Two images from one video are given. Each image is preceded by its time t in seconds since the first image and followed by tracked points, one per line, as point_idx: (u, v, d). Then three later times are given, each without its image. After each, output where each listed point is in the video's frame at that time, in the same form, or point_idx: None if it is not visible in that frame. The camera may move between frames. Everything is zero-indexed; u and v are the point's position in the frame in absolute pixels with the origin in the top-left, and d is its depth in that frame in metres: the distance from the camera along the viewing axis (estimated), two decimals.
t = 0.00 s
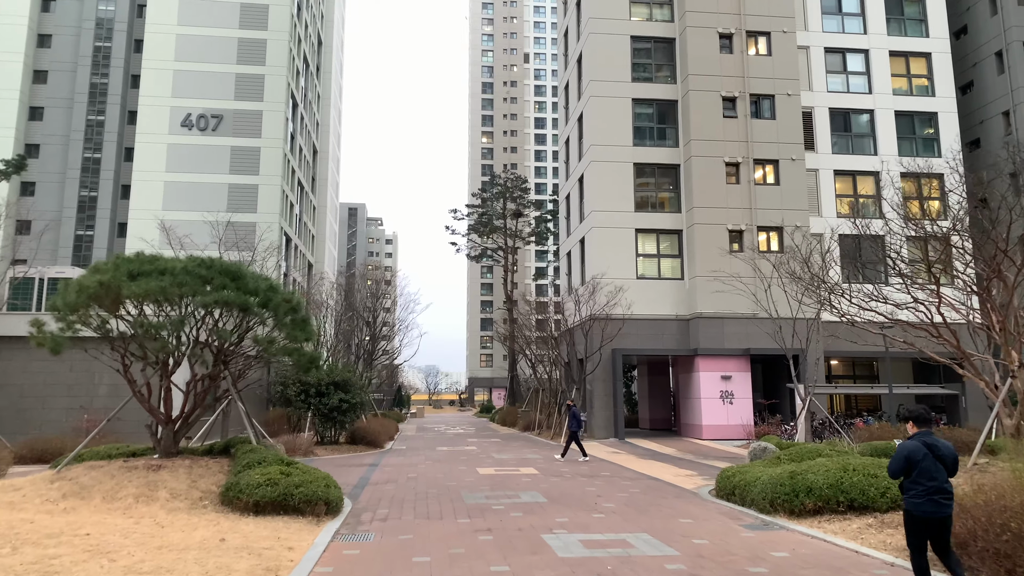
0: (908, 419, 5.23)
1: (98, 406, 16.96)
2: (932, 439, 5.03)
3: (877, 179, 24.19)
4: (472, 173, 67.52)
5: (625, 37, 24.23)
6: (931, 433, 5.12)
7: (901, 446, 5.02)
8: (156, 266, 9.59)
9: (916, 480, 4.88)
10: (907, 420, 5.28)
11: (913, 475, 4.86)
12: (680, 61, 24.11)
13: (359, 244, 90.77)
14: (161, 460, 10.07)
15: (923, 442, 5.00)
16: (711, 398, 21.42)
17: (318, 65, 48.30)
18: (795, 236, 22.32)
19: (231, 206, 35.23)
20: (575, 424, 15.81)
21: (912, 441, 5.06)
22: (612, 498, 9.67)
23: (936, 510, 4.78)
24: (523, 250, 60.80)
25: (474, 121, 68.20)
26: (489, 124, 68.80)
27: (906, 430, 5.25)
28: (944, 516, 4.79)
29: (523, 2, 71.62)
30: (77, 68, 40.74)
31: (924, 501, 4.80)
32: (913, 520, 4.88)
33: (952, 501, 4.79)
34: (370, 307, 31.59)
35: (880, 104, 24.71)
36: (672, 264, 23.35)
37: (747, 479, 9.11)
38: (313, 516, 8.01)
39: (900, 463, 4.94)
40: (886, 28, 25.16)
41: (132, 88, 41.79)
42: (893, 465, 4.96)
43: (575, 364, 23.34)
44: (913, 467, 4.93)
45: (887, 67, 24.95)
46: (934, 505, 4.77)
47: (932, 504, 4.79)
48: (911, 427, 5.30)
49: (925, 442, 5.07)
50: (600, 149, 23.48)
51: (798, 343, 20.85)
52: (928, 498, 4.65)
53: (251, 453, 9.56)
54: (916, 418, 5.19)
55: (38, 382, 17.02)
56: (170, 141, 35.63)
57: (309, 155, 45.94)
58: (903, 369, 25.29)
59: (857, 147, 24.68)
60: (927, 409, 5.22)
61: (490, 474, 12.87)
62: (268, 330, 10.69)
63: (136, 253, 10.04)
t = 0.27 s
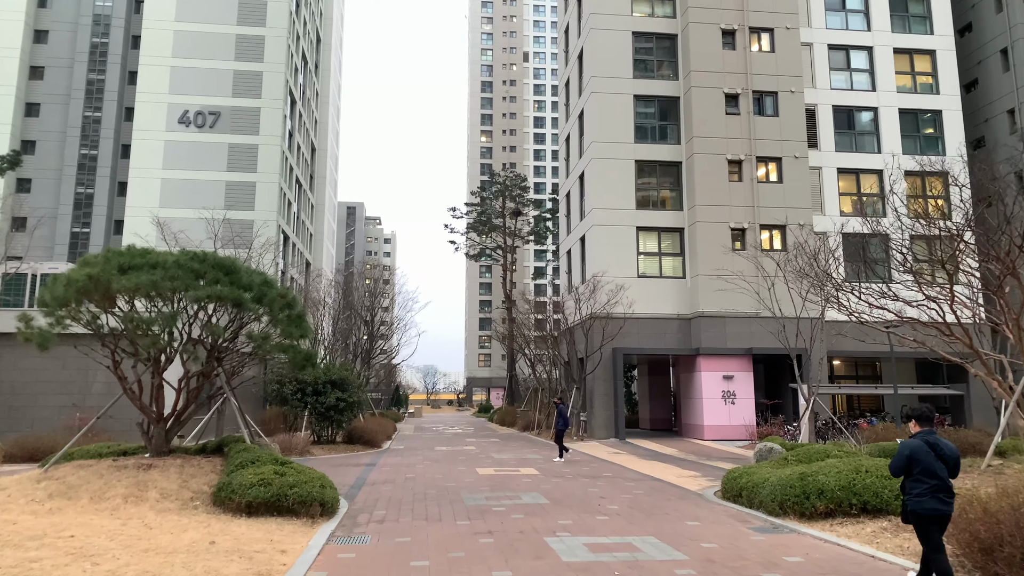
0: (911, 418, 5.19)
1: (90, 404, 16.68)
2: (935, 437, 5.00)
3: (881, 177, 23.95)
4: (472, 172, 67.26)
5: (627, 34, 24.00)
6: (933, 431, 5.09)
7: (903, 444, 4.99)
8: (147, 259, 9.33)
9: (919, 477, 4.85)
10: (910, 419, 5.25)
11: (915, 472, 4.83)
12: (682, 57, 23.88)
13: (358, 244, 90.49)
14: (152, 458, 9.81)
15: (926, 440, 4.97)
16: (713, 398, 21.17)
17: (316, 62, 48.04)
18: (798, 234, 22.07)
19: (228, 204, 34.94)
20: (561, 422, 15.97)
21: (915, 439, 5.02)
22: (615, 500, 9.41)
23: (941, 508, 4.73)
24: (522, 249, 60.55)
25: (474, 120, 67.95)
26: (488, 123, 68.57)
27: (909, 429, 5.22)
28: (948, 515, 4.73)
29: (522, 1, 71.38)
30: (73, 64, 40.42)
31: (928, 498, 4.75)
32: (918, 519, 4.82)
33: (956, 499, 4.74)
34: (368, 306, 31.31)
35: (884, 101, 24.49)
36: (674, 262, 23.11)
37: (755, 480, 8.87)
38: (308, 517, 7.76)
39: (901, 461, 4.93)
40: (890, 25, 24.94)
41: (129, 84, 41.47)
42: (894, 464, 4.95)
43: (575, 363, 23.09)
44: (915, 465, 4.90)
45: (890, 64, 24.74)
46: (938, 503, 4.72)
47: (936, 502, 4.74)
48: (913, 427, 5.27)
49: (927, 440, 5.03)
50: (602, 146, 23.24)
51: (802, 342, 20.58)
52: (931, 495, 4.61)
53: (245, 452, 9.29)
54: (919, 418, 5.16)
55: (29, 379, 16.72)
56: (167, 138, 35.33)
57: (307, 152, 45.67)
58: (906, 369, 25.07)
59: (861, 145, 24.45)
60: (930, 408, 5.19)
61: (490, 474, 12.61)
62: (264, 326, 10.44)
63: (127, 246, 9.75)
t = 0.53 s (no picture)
0: (917, 417, 5.06)
1: (86, 407, 16.44)
2: (941, 438, 4.89)
3: (885, 174, 23.69)
4: (472, 172, 67.05)
5: (628, 30, 23.75)
6: (939, 432, 4.97)
7: (909, 444, 4.86)
8: (140, 258, 9.09)
9: (924, 478, 4.72)
10: (916, 419, 5.13)
11: (921, 473, 4.70)
12: (684, 54, 23.62)
13: (358, 245, 90.25)
14: (147, 463, 9.55)
15: (932, 440, 4.85)
16: (717, 398, 20.90)
17: (315, 62, 47.80)
18: (802, 232, 21.82)
19: (227, 204, 34.69)
20: (553, 424, 15.47)
21: (920, 439, 4.90)
22: (622, 504, 9.15)
23: (944, 511, 4.61)
24: (523, 249, 60.29)
25: (473, 120, 67.71)
26: (488, 123, 68.32)
27: (915, 429, 5.10)
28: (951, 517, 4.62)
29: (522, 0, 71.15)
30: (71, 64, 40.15)
31: (931, 500, 4.63)
32: (918, 521, 4.70)
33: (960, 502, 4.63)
34: (368, 306, 31.06)
35: (888, 98, 24.23)
36: (677, 261, 22.86)
37: (766, 482, 8.63)
38: (305, 524, 7.50)
39: (907, 461, 4.80)
40: (894, 21, 24.69)
41: (127, 84, 41.23)
42: (899, 463, 4.82)
43: (577, 364, 22.84)
44: (920, 466, 4.77)
45: (895, 60, 24.49)
46: (942, 505, 4.60)
47: (940, 504, 4.62)
48: (919, 427, 5.15)
49: (933, 441, 4.91)
50: (604, 143, 22.99)
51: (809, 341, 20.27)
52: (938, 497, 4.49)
53: (241, 456, 9.02)
54: (925, 417, 5.04)
55: (23, 382, 16.47)
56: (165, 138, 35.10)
57: (306, 153, 45.43)
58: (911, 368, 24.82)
59: (865, 142, 24.20)
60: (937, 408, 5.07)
61: (492, 477, 12.34)
62: (260, 326, 10.19)
63: (119, 245, 9.52)
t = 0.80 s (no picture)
0: (912, 417, 5.10)
1: (80, 404, 16.19)
2: (936, 436, 4.93)
3: (890, 172, 23.42)
4: (472, 170, 66.77)
5: (631, 25, 23.49)
6: (934, 431, 5.01)
7: (905, 443, 4.90)
8: (131, 250, 8.83)
9: (921, 477, 4.76)
10: (912, 418, 5.17)
11: (918, 471, 4.73)
12: (687, 49, 23.36)
13: (358, 244, 89.95)
14: (138, 461, 9.29)
15: (927, 439, 4.89)
16: (720, 397, 20.64)
17: (315, 59, 47.53)
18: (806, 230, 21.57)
19: (225, 201, 34.41)
20: (540, 422, 14.97)
21: (916, 438, 4.95)
22: (626, 505, 8.90)
23: (942, 508, 4.65)
24: (523, 248, 60.02)
25: (474, 118, 67.41)
26: (489, 122, 68.02)
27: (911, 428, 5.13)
28: (949, 514, 4.66)
29: None
30: (69, 60, 39.85)
31: (929, 498, 4.67)
32: (915, 517, 4.74)
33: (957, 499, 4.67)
34: (367, 304, 30.77)
35: (893, 95, 23.97)
36: (679, 259, 22.61)
37: (775, 483, 8.39)
38: (299, 525, 7.24)
39: (904, 460, 4.81)
40: (900, 17, 24.42)
41: (125, 81, 40.93)
42: (898, 462, 4.82)
43: (579, 363, 22.58)
44: (917, 464, 4.81)
45: (900, 56, 24.22)
46: (940, 503, 4.64)
47: (937, 502, 4.67)
48: (914, 426, 5.18)
49: (928, 440, 4.96)
50: (606, 140, 22.72)
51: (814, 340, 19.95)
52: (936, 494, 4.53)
53: (234, 455, 8.77)
54: (920, 416, 5.08)
55: (17, 379, 16.22)
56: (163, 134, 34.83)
57: (306, 150, 45.17)
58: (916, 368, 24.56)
59: (870, 140, 23.94)
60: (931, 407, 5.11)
61: (493, 477, 12.10)
62: (255, 322, 9.94)
63: (110, 237, 9.27)
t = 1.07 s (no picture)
0: (904, 417, 5.06)
1: (74, 405, 15.93)
2: (927, 436, 4.90)
3: (894, 169, 23.17)
4: (471, 169, 66.47)
5: (632, 21, 23.22)
6: (925, 431, 4.98)
7: (895, 444, 4.87)
8: (119, 247, 8.58)
9: (911, 477, 4.74)
10: (902, 418, 5.14)
11: (908, 472, 4.71)
12: (688, 45, 23.11)
13: (357, 244, 89.63)
14: (128, 464, 9.02)
15: (918, 440, 4.85)
16: (723, 397, 20.37)
17: (313, 57, 47.22)
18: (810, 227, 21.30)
19: (223, 200, 34.14)
20: (528, 424, 14.61)
21: (906, 438, 4.92)
22: (631, 509, 8.63)
23: (932, 508, 4.63)
24: (523, 247, 59.77)
25: (473, 117, 67.11)
26: (488, 121, 67.72)
27: (902, 428, 5.10)
28: (939, 514, 4.65)
29: None
30: (65, 59, 39.55)
31: (919, 498, 4.65)
32: (903, 516, 4.75)
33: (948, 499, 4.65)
34: (366, 304, 30.51)
35: (897, 91, 23.71)
36: (681, 257, 22.36)
37: (785, 486, 8.13)
38: (293, 531, 6.97)
39: (894, 461, 4.77)
40: (904, 12, 24.16)
41: (122, 79, 40.65)
42: (888, 464, 4.78)
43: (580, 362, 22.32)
44: (907, 465, 4.78)
45: (904, 52, 23.96)
46: (930, 503, 4.62)
47: (928, 502, 4.65)
48: (905, 426, 5.15)
49: (919, 440, 4.92)
50: (607, 137, 22.45)
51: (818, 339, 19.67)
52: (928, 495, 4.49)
53: (227, 458, 8.49)
54: (911, 416, 5.04)
55: (10, 379, 15.96)
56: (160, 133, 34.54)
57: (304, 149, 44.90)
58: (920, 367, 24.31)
59: (874, 136, 23.68)
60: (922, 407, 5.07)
61: (493, 479, 11.83)
62: (249, 321, 9.68)
63: (99, 234, 9.01)
